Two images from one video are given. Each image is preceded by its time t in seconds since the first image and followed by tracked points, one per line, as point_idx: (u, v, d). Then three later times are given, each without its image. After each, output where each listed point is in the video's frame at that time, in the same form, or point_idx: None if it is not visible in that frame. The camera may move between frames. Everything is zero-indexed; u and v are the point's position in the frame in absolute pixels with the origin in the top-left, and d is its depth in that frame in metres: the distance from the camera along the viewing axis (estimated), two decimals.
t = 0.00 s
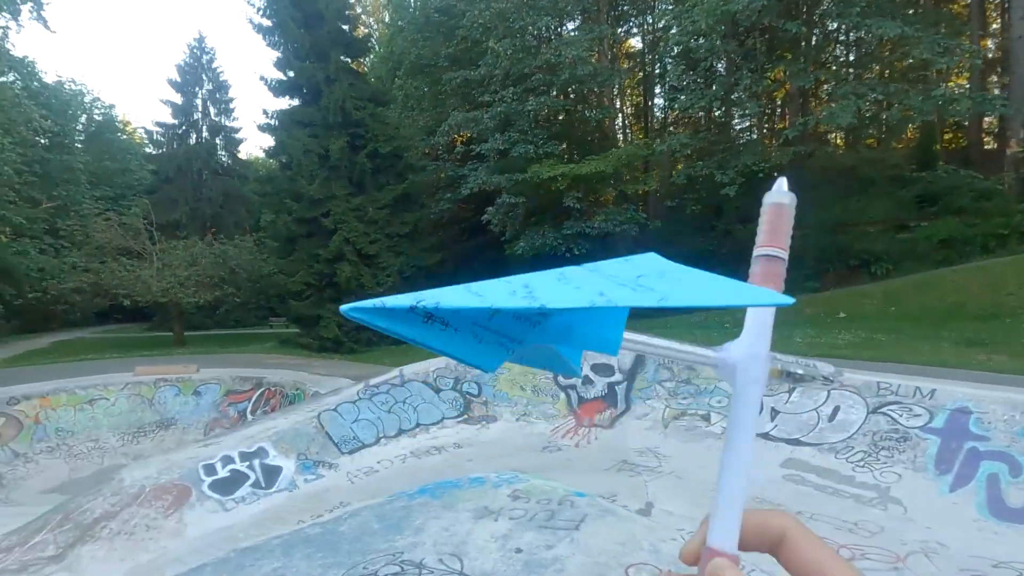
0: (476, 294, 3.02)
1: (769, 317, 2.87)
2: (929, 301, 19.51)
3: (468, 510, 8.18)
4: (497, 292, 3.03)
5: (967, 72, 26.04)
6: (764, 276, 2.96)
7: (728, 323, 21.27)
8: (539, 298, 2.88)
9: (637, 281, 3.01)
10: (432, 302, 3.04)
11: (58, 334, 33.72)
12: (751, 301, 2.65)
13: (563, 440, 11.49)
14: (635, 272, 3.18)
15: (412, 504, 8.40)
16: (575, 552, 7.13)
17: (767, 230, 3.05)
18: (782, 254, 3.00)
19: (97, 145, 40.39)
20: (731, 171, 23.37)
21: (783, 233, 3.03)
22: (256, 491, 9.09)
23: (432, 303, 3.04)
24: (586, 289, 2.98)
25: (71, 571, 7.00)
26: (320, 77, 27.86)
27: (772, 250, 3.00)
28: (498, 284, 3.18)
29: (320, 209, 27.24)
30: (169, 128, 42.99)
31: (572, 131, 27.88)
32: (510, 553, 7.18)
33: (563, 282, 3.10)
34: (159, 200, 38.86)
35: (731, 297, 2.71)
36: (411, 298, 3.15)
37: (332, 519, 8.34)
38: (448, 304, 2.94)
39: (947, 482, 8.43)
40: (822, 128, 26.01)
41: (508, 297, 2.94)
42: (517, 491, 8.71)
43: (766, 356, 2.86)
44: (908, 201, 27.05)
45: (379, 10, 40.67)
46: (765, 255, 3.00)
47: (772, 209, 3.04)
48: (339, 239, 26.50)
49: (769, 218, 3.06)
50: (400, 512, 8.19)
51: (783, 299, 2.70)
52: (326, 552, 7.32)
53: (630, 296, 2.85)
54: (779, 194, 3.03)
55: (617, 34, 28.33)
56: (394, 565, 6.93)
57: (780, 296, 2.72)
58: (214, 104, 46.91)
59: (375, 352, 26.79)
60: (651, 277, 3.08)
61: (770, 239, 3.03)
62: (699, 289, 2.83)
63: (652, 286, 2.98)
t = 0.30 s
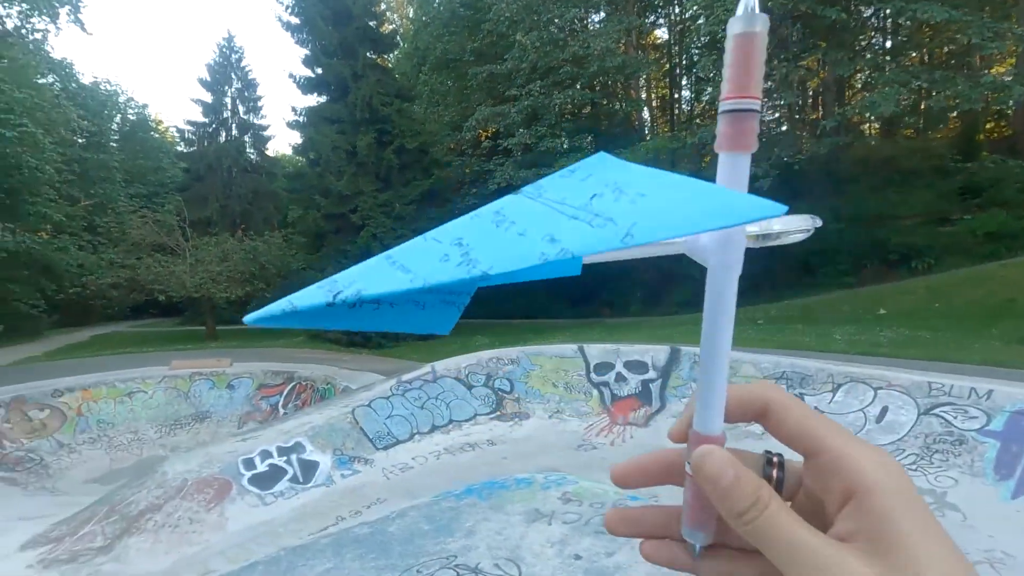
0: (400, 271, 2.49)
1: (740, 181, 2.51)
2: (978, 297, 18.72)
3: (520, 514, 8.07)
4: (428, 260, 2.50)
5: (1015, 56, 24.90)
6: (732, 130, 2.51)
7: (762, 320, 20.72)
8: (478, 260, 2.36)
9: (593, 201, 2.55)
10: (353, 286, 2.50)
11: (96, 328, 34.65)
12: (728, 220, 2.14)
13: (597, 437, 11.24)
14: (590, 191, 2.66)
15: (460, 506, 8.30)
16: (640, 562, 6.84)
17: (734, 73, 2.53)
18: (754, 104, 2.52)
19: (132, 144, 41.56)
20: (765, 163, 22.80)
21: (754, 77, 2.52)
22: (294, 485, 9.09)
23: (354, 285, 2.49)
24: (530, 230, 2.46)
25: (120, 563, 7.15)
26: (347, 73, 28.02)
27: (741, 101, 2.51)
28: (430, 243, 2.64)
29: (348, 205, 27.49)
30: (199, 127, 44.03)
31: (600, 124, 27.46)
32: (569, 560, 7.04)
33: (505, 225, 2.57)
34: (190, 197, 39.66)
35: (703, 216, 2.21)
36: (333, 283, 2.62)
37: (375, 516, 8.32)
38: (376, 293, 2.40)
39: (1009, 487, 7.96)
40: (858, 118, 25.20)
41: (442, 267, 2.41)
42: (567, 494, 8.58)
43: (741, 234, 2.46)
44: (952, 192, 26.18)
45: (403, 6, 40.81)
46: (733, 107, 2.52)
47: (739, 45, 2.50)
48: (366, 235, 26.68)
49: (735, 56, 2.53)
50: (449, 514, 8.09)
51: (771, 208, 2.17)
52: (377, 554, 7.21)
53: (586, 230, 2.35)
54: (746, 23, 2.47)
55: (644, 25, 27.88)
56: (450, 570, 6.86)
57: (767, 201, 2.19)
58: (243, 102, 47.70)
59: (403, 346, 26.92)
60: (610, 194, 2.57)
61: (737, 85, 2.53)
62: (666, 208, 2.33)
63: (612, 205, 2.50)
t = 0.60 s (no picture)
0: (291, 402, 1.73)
1: (676, 153, 1.85)
2: None
3: (577, 510, 7.84)
4: (315, 384, 1.75)
5: None
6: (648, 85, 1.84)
7: (803, 313, 20.08)
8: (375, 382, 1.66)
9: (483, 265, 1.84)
10: (242, 435, 1.73)
11: (139, 319, 35.86)
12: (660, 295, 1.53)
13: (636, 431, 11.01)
14: (480, 254, 1.90)
15: (511, 500, 8.23)
16: (711, 565, 6.56)
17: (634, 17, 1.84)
18: (670, 55, 1.86)
19: (170, 140, 42.54)
20: (807, 151, 22.03)
21: (662, 22, 1.84)
22: (336, 474, 9.16)
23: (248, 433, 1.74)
24: (421, 325, 1.76)
25: (170, 547, 7.31)
26: (379, 66, 28.16)
27: (651, 53, 1.84)
28: (310, 354, 1.86)
29: (380, 197, 27.73)
30: (234, 122, 45.32)
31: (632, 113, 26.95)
32: (636, 561, 6.76)
33: (389, 320, 1.83)
34: (226, 191, 40.58)
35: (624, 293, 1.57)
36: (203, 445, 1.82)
37: (419, 507, 8.29)
38: (277, 443, 1.68)
39: None
40: (905, 103, 24.15)
41: (334, 398, 1.67)
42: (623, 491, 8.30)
43: (688, 211, 1.85)
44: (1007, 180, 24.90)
45: None
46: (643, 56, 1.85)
47: None
48: (399, 227, 26.88)
49: None
50: (501, 509, 8.01)
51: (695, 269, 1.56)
52: (433, 548, 7.14)
53: (477, 320, 1.68)
54: None
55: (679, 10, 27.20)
56: (508, 568, 6.70)
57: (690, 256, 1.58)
58: (277, 98, 47.32)
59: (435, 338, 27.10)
60: (506, 257, 1.83)
61: (641, 29, 1.85)
62: (580, 279, 1.66)
63: (505, 271, 1.79)
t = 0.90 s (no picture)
0: (346, 341, 1.79)
1: (726, 182, 1.84)
2: None
3: (638, 509, 7.64)
4: (371, 329, 1.81)
5: None
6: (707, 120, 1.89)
7: (848, 305, 19.37)
8: (426, 333, 1.70)
9: (537, 245, 1.92)
10: (297, 364, 1.78)
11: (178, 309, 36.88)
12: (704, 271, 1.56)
13: (678, 423, 10.77)
14: (539, 232, 2.00)
15: (567, 496, 8.10)
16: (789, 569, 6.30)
17: (704, 55, 1.93)
18: (731, 94, 1.92)
19: (206, 134, 43.43)
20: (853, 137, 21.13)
21: (727, 61, 1.93)
22: (377, 464, 9.18)
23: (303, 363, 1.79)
24: (475, 288, 1.82)
25: (219, 533, 7.41)
26: (410, 56, 28.12)
27: (713, 92, 1.91)
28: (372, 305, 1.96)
29: (411, 188, 27.80)
30: (268, 115, 45.39)
31: (666, 100, 26.32)
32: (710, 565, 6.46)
33: (447, 280, 1.91)
34: (260, 183, 41.30)
35: (671, 268, 1.61)
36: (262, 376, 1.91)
37: (460, 499, 8.21)
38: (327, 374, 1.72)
39: None
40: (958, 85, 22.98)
41: (388, 340, 1.73)
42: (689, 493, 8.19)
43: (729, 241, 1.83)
44: None
45: None
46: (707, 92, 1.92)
47: (706, 21, 1.91)
48: (430, 218, 26.95)
49: (702, 35, 1.93)
50: (558, 505, 7.88)
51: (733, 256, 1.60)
52: (490, 544, 7.02)
53: (525, 288, 1.73)
54: None
55: None
56: (576, 568, 6.52)
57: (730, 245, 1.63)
58: (307, 90, 48.46)
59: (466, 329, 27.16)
60: (560, 237, 1.91)
61: (708, 68, 1.93)
62: (629, 258, 1.70)
63: (557, 249, 1.86)
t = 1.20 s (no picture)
0: (308, 382, 1.98)
1: (737, 263, 2.08)
2: None
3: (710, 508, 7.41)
4: (343, 371, 2.00)
5: None
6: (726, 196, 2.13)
7: (902, 295, 18.43)
8: (404, 382, 1.88)
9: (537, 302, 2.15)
10: (239, 401, 1.97)
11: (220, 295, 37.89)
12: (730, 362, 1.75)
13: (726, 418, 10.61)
14: (547, 291, 2.23)
15: (626, 490, 7.84)
16: None
17: (732, 135, 2.15)
18: (750, 178, 2.13)
19: (245, 124, 44.25)
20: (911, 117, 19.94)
21: (752, 147, 2.13)
22: (418, 451, 9.13)
23: (245, 400, 1.97)
24: (466, 340, 2.02)
25: (267, 515, 7.49)
26: (444, 42, 27.89)
27: (735, 172, 2.13)
28: (348, 343, 2.16)
29: (446, 175, 27.69)
30: (303, 105, 46.01)
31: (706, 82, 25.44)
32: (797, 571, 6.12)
33: (437, 327, 2.13)
34: (297, 172, 41.91)
35: (678, 351, 1.81)
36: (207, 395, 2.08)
37: (502, 488, 8.10)
38: (273, 414, 1.88)
39: None
40: None
41: (356, 383, 1.92)
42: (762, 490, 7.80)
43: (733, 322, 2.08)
44: None
45: None
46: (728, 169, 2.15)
47: (739, 104, 2.14)
48: (465, 205, 26.85)
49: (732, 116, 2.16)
50: (617, 499, 7.61)
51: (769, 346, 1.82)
52: (549, 539, 6.75)
53: (520, 350, 1.92)
54: (747, 78, 2.13)
55: None
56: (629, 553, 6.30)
57: (767, 339, 1.83)
58: (342, 79, 48.88)
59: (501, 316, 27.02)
60: (569, 298, 2.13)
61: (735, 147, 2.15)
62: (637, 333, 1.91)
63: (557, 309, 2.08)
